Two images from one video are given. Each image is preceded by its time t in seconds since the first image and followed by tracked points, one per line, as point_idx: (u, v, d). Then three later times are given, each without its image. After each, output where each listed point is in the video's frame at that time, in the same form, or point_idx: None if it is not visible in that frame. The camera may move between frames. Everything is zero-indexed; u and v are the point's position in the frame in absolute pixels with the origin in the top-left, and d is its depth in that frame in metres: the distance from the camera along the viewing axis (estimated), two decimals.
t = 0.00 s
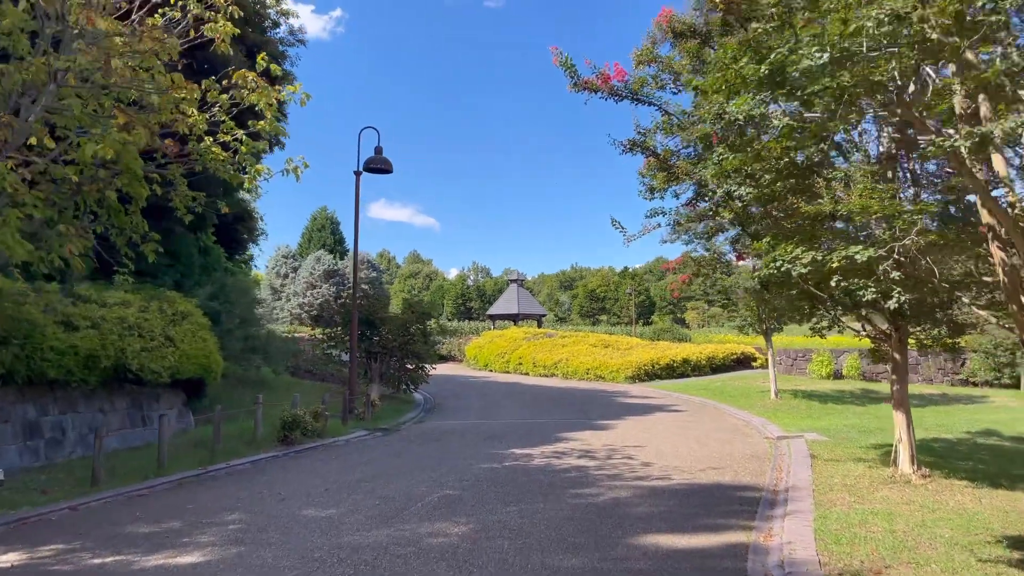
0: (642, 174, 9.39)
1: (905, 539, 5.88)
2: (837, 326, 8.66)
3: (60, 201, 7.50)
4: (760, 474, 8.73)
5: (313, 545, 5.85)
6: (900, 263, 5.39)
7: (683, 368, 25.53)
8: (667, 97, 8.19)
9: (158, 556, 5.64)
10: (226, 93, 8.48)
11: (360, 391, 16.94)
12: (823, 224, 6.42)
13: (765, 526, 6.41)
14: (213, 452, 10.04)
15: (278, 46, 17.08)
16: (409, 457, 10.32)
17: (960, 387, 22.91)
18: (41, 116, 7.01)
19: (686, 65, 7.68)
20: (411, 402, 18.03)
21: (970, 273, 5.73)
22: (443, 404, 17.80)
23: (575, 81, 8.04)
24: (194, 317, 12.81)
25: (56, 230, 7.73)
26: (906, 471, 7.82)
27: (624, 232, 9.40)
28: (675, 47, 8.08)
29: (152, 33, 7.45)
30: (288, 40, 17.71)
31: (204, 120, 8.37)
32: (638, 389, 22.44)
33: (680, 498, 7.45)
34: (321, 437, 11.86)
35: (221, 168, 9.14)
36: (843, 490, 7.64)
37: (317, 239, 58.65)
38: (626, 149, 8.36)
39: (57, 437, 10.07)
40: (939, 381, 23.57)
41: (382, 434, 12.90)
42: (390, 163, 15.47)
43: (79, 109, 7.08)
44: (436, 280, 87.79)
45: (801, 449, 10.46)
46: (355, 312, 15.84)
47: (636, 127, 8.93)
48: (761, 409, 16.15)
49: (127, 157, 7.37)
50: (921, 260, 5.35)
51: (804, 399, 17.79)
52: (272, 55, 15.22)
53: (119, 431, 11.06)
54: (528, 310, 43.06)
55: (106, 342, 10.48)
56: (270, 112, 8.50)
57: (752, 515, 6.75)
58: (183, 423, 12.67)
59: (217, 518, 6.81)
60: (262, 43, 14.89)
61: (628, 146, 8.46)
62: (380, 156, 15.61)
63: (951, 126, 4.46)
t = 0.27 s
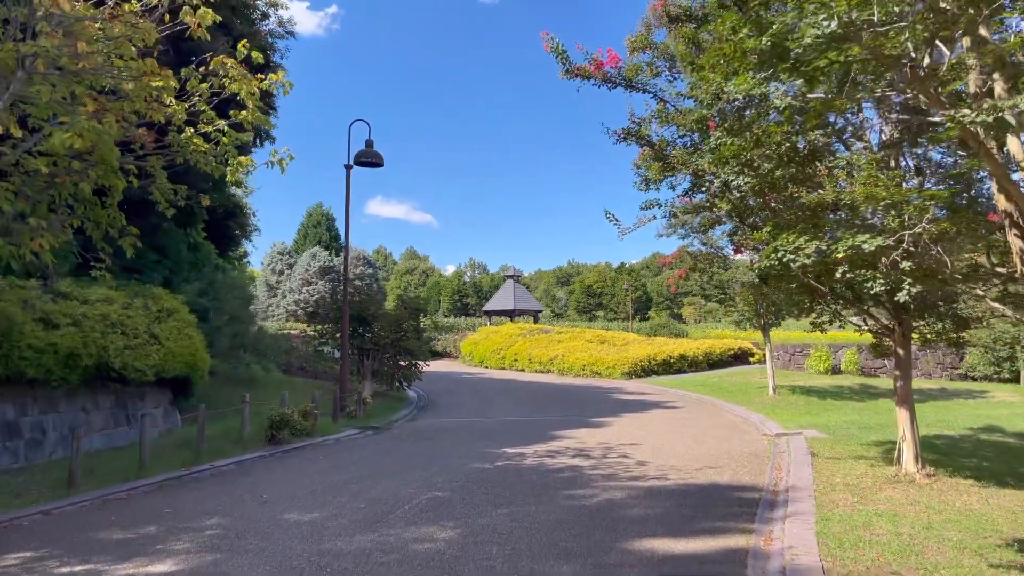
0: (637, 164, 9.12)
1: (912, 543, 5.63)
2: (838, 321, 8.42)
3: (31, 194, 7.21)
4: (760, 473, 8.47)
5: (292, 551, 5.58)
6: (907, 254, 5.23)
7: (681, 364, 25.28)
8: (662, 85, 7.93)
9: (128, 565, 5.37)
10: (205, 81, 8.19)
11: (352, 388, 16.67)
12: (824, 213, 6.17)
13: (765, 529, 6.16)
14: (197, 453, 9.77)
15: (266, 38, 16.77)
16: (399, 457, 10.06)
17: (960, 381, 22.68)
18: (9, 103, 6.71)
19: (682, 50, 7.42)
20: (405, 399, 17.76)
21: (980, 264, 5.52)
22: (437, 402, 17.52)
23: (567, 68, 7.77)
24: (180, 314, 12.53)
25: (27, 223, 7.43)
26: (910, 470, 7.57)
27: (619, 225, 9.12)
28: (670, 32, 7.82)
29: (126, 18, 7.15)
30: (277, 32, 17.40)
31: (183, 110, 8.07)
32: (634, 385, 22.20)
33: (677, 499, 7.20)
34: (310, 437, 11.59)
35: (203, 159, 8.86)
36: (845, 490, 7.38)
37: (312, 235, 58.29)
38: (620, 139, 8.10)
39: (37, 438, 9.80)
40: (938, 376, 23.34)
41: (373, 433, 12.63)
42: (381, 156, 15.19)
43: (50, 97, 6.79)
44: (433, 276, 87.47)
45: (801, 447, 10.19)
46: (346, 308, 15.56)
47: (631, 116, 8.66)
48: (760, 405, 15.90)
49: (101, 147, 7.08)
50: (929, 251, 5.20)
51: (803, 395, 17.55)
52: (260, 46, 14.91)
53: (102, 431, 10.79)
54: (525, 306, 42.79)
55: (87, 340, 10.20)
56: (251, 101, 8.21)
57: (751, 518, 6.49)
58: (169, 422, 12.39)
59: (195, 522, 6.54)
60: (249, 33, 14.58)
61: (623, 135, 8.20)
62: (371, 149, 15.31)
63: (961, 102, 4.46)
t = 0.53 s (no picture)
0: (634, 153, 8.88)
1: (921, 545, 5.40)
2: (841, 313, 8.19)
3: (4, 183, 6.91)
4: (761, 471, 8.23)
5: (275, 555, 5.33)
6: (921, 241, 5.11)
7: (678, 358, 25.05)
8: (660, 69, 7.67)
9: (102, 571, 5.11)
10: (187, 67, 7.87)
11: (345, 383, 16.42)
12: (830, 201, 5.96)
13: (768, 530, 5.93)
14: (183, 451, 9.51)
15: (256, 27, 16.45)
16: (390, 454, 9.80)
17: (959, 374, 22.50)
18: None
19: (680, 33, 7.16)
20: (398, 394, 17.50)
21: (993, 254, 5.40)
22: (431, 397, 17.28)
23: (562, 52, 7.51)
24: (167, 308, 12.24)
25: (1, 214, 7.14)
26: (916, 467, 7.35)
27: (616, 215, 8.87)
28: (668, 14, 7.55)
29: None
30: (267, 21, 17.07)
31: (164, 96, 7.77)
32: (631, 379, 21.99)
33: (676, 498, 6.97)
34: (300, 433, 11.33)
35: (186, 148, 8.56)
36: (850, 488, 7.15)
37: (307, 229, 57.94)
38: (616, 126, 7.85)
39: (18, 436, 9.53)
40: (937, 369, 23.16)
41: (365, 429, 12.38)
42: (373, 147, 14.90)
43: (21, 80, 6.49)
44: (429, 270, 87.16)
45: (801, 443, 9.97)
46: (338, 302, 15.29)
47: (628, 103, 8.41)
48: (759, 399, 15.68)
49: (76, 133, 6.78)
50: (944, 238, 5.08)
51: (802, 389, 17.34)
52: (249, 35, 14.59)
53: (87, 428, 10.53)
54: (521, 300, 42.53)
55: (69, 335, 9.91)
56: (234, 88, 7.92)
57: (753, 518, 6.26)
58: (157, 419, 12.12)
59: (176, 525, 6.28)
60: (237, 21, 14.26)
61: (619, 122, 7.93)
62: (363, 140, 15.02)
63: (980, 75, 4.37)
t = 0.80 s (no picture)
0: (637, 138, 8.61)
1: (939, 545, 5.15)
2: (850, 303, 7.95)
3: None
4: (767, 465, 7.99)
5: (261, 556, 5.07)
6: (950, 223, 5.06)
7: (677, 350, 24.82)
8: (664, 49, 7.40)
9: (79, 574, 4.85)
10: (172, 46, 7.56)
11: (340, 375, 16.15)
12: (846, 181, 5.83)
13: (778, 529, 5.68)
14: (172, 445, 9.25)
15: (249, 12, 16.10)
16: (385, 448, 9.54)
17: (961, 366, 22.28)
18: None
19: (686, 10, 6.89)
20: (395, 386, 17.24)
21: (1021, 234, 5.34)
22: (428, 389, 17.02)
23: (563, 32, 7.25)
24: (156, 299, 11.95)
25: None
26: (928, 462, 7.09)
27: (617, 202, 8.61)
28: None
29: None
30: (260, 6, 16.73)
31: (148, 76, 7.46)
32: (631, 371, 21.76)
33: (680, 495, 6.71)
34: (292, 427, 11.07)
35: (173, 131, 8.26)
36: (860, 484, 6.90)
37: (304, 220, 57.57)
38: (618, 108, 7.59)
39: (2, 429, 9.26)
40: (939, 361, 22.94)
41: (359, 422, 12.11)
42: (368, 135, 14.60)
43: None
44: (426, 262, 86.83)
45: (807, 436, 9.73)
46: (332, 293, 15.01)
47: (630, 86, 8.14)
48: (760, 392, 15.44)
49: (54, 115, 6.49)
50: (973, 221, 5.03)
51: (804, 381, 17.10)
52: (241, 19, 14.25)
53: (74, 421, 10.27)
54: (519, 291, 42.26)
55: (54, 326, 9.63)
56: (221, 68, 7.60)
57: (761, 516, 6.01)
58: (147, 412, 11.86)
59: (159, 523, 6.02)
60: (229, 6, 13.92)
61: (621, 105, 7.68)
62: (358, 127, 14.72)
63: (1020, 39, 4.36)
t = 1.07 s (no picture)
0: (637, 126, 8.34)
1: (956, 553, 4.89)
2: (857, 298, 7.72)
3: None
4: (769, 465, 7.74)
5: (241, 564, 4.81)
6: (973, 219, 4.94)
7: (675, 344, 24.58)
8: (666, 34, 7.16)
9: None
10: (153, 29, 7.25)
11: (333, 369, 15.90)
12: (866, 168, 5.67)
13: (784, 534, 5.43)
14: (158, 442, 8.98)
15: None
16: (378, 445, 9.29)
17: (962, 360, 22.09)
18: None
19: None
20: (389, 380, 16.98)
21: None
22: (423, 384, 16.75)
23: (560, 15, 6.99)
24: (144, 291, 11.67)
25: None
26: (937, 462, 6.86)
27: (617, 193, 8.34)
28: None
29: None
30: None
31: (126, 61, 7.17)
32: (629, 365, 21.53)
33: (682, 496, 6.46)
34: (283, 423, 10.80)
35: (157, 117, 7.97)
36: (868, 485, 6.65)
37: (300, 212, 57.20)
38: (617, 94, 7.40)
39: None
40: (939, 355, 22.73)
41: (352, 418, 11.84)
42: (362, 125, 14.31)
43: None
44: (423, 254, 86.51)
45: (809, 434, 9.48)
46: (325, 286, 14.73)
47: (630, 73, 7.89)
48: (760, 387, 15.20)
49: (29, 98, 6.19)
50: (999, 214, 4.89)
51: (804, 376, 16.87)
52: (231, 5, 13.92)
53: (58, 417, 10.00)
54: (516, 284, 42.02)
55: (36, 320, 9.35)
56: (205, 52, 7.30)
57: (767, 519, 5.76)
58: (135, 407, 11.61)
59: (138, 527, 5.76)
60: None
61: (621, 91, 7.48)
62: (351, 117, 14.42)
63: None
